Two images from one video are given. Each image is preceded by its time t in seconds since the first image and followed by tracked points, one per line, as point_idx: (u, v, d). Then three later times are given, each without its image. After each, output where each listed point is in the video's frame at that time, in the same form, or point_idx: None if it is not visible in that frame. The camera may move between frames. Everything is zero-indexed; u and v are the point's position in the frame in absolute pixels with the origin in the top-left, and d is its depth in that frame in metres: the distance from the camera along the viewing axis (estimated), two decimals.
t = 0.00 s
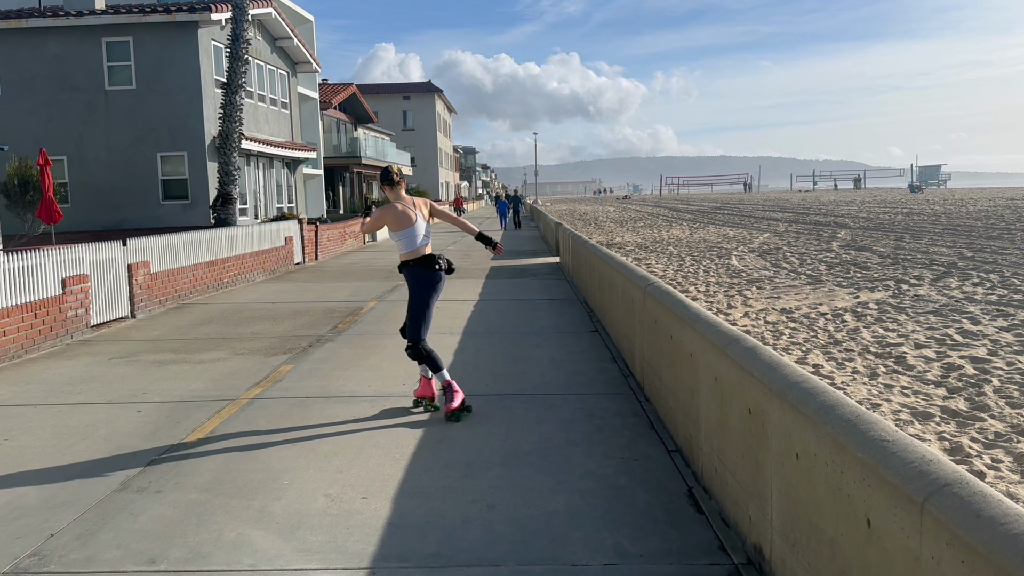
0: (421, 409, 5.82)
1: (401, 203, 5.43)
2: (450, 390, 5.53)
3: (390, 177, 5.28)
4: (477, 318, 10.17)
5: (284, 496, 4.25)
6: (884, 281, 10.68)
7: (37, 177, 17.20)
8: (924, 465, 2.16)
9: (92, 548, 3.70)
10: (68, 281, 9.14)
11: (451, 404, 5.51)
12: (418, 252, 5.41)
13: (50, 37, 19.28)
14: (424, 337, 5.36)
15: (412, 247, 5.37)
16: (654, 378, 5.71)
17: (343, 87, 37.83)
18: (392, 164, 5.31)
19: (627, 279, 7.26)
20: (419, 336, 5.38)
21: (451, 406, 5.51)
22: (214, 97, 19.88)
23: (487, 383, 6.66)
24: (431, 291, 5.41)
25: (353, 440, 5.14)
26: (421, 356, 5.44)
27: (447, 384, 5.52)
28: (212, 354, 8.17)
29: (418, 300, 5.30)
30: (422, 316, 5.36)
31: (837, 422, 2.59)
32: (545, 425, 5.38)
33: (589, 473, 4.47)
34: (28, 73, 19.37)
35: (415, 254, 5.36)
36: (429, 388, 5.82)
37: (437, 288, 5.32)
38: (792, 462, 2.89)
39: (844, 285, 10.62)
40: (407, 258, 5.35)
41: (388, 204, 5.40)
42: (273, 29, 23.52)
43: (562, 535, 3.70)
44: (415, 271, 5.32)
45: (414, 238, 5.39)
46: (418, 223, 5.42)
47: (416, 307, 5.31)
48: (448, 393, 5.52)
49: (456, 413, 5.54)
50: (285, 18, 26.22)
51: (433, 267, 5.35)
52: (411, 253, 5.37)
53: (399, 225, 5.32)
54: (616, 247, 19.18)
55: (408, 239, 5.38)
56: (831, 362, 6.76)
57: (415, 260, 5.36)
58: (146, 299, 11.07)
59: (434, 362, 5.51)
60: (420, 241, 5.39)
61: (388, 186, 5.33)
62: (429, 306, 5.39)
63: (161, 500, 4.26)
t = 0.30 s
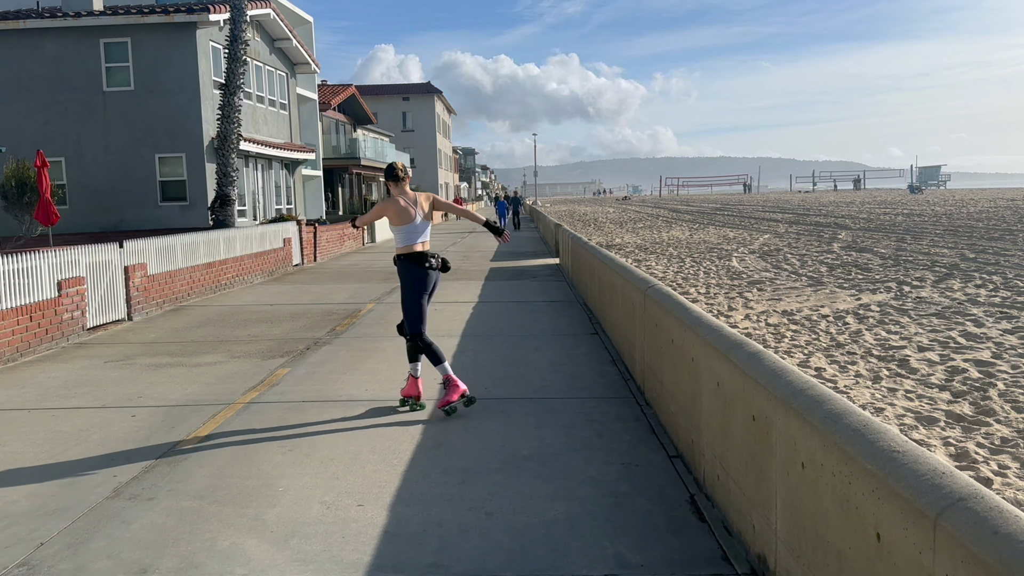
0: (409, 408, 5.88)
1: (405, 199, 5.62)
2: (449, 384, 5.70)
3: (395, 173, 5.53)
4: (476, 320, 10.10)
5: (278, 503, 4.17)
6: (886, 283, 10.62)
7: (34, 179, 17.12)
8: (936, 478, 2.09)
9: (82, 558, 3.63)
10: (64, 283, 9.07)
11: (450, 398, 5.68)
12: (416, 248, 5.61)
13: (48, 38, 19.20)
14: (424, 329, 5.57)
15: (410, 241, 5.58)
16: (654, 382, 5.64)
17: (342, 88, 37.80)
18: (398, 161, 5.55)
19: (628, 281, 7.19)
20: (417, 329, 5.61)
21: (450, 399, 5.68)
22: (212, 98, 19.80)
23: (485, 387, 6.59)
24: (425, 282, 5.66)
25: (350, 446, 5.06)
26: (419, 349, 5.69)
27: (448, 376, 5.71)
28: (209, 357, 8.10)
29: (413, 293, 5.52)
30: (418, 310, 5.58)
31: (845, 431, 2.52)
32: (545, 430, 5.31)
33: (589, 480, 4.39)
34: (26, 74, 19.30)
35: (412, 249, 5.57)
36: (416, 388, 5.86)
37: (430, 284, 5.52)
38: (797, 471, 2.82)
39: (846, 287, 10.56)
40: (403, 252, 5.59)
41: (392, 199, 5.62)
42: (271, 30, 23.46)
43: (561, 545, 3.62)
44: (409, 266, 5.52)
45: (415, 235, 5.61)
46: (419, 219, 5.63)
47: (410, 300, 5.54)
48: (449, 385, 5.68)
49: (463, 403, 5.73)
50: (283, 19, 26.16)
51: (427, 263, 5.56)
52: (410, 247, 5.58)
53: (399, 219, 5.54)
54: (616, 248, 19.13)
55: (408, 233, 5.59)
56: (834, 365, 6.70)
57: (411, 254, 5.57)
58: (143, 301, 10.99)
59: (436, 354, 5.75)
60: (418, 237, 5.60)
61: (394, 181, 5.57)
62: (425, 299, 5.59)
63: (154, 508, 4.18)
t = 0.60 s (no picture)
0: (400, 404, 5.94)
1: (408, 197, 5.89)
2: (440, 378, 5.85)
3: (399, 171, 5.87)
4: (475, 323, 10.03)
5: (274, 511, 4.10)
6: (888, 285, 10.56)
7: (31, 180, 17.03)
8: (950, 491, 2.02)
9: (71, 568, 3.55)
10: (60, 285, 9.00)
11: (439, 391, 5.82)
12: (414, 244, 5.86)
13: (46, 39, 19.13)
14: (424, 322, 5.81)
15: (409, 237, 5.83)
16: (655, 386, 5.58)
17: (342, 90, 37.75)
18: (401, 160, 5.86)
19: (628, 284, 7.12)
20: (413, 321, 5.83)
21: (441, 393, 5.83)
22: (210, 99, 19.71)
23: (484, 391, 6.52)
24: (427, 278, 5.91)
25: (348, 451, 4.99)
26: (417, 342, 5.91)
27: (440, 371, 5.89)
28: (205, 361, 8.03)
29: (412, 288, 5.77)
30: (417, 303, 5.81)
31: (855, 441, 2.45)
32: (545, 435, 5.24)
33: (590, 487, 4.32)
34: (24, 76, 19.24)
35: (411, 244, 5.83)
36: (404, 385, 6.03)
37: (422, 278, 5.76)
38: (804, 479, 2.74)
39: (847, 289, 10.49)
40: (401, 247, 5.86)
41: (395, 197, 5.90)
42: (270, 31, 23.40)
43: (561, 554, 3.55)
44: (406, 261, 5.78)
45: (414, 231, 5.83)
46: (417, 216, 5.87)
47: (405, 292, 5.79)
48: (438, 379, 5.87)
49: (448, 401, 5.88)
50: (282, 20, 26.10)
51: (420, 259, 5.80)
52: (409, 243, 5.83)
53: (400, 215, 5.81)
54: (617, 249, 19.06)
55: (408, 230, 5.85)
56: (838, 368, 6.62)
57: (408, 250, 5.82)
58: (140, 303, 10.92)
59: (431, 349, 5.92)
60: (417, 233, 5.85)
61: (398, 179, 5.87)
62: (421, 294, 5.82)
63: (147, 515, 4.11)
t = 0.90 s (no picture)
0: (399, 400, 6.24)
1: (412, 200, 6.03)
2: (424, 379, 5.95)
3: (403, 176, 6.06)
4: (474, 325, 9.96)
5: (269, 518, 4.02)
6: (890, 286, 10.49)
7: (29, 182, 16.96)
8: (966, 504, 1.95)
9: None
10: (56, 288, 8.92)
11: (421, 392, 5.95)
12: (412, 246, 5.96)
13: (44, 40, 19.06)
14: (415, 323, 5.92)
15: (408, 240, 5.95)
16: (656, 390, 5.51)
17: (342, 91, 37.71)
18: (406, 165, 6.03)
19: (629, 286, 7.05)
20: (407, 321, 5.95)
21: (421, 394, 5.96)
22: (209, 100, 19.64)
23: (484, 394, 6.44)
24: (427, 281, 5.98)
25: (344, 456, 4.91)
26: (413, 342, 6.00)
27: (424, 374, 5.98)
28: (202, 363, 7.96)
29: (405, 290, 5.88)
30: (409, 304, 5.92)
31: (864, 450, 2.38)
32: (545, 439, 5.17)
33: (590, 493, 4.25)
34: (22, 76, 19.18)
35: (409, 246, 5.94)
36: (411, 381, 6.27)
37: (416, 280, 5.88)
38: (810, 489, 2.67)
39: (849, 291, 10.43)
40: (401, 249, 5.99)
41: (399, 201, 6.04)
42: (269, 32, 23.34)
43: (562, 563, 3.48)
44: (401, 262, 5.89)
45: (413, 234, 5.94)
46: (418, 219, 5.97)
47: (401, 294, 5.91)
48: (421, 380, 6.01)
49: (430, 402, 5.97)
50: (282, 21, 26.02)
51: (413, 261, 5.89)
52: (409, 245, 5.95)
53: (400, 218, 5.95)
54: (617, 251, 18.98)
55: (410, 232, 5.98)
56: (841, 371, 6.55)
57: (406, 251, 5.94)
58: (138, 305, 10.85)
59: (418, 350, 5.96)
60: (415, 236, 5.96)
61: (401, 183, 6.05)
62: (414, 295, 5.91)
63: (140, 523, 4.03)
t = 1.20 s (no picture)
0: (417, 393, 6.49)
1: (415, 202, 6.07)
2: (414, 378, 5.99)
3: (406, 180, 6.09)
4: (474, 326, 9.89)
5: (265, 524, 3.95)
6: (893, 288, 10.41)
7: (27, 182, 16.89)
8: (984, 516, 1.88)
9: None
10: (52, 289, 8.85)
11: (410, 391, 6.01)
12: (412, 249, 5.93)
13: (43, 40, 19.00)
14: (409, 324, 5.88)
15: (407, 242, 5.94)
16: (658, 393, 5.44)
17: (341, 91, 37.66)
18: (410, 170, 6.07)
19: (631, 288, 6.96)
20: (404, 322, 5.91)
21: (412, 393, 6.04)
22: (208, 101, 19.56)
23: (484, 397, 6.37)
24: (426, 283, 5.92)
25: (342, 460, 4.84)
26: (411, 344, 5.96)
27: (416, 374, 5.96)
28: (200, 366, 7.89)
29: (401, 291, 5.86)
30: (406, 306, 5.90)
31: (876, 457, 2.30)
32: (546, 443, 5.10)
33: (592, 499, 4.17)
34: (20, 77, 19.11)
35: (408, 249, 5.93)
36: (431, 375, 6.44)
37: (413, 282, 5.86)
38: (818, 496, 2.60)
39: (852, 292, 10.36)
40: (402, 252, 5.98)
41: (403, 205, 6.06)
42: (269, 32, 23.27)
43: (564, 571, 3.40)
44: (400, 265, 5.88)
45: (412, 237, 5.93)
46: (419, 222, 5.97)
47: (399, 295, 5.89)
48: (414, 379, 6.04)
49: (418, 400, 6.01)
50: (281, 22, 25.95)
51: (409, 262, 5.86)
52: (408, 248, 5.94)
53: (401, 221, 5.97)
54: (617, 251, 18.92)
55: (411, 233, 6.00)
56: (845, 373, 6.48)
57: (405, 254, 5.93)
58: (135, 307, 10.78)
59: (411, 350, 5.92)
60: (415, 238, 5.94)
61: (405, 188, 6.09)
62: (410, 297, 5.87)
63: (133, 529, 3.96)
